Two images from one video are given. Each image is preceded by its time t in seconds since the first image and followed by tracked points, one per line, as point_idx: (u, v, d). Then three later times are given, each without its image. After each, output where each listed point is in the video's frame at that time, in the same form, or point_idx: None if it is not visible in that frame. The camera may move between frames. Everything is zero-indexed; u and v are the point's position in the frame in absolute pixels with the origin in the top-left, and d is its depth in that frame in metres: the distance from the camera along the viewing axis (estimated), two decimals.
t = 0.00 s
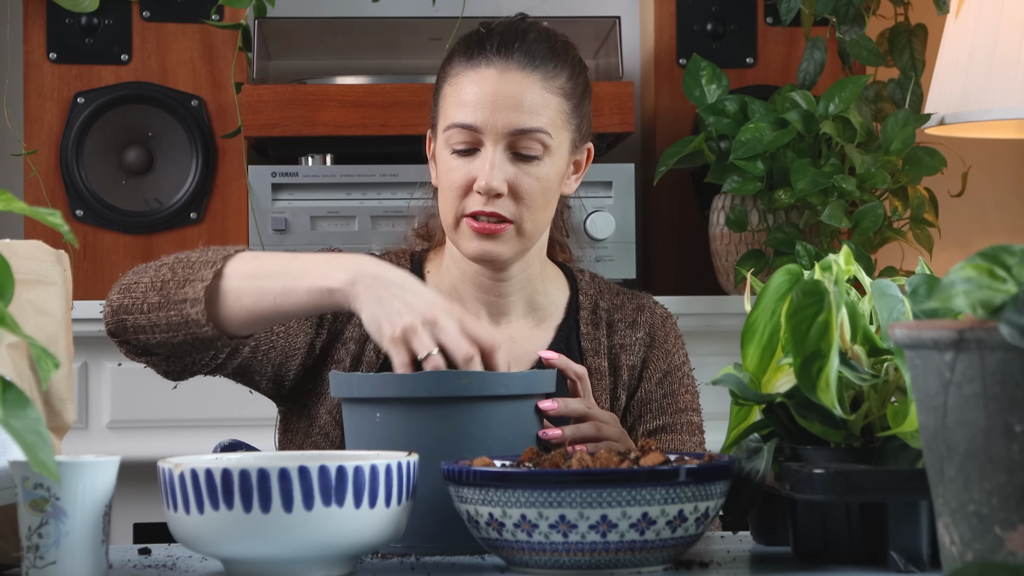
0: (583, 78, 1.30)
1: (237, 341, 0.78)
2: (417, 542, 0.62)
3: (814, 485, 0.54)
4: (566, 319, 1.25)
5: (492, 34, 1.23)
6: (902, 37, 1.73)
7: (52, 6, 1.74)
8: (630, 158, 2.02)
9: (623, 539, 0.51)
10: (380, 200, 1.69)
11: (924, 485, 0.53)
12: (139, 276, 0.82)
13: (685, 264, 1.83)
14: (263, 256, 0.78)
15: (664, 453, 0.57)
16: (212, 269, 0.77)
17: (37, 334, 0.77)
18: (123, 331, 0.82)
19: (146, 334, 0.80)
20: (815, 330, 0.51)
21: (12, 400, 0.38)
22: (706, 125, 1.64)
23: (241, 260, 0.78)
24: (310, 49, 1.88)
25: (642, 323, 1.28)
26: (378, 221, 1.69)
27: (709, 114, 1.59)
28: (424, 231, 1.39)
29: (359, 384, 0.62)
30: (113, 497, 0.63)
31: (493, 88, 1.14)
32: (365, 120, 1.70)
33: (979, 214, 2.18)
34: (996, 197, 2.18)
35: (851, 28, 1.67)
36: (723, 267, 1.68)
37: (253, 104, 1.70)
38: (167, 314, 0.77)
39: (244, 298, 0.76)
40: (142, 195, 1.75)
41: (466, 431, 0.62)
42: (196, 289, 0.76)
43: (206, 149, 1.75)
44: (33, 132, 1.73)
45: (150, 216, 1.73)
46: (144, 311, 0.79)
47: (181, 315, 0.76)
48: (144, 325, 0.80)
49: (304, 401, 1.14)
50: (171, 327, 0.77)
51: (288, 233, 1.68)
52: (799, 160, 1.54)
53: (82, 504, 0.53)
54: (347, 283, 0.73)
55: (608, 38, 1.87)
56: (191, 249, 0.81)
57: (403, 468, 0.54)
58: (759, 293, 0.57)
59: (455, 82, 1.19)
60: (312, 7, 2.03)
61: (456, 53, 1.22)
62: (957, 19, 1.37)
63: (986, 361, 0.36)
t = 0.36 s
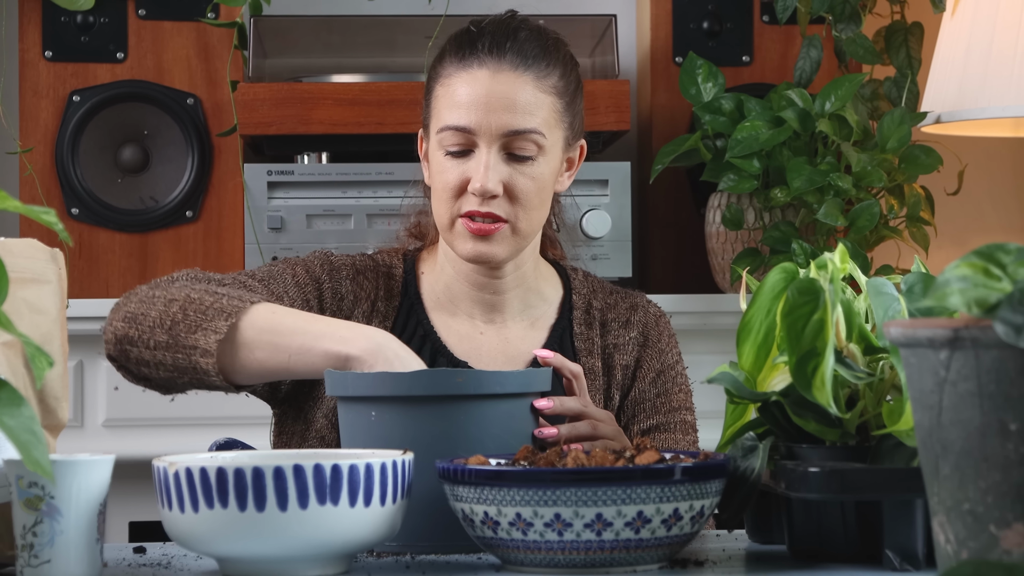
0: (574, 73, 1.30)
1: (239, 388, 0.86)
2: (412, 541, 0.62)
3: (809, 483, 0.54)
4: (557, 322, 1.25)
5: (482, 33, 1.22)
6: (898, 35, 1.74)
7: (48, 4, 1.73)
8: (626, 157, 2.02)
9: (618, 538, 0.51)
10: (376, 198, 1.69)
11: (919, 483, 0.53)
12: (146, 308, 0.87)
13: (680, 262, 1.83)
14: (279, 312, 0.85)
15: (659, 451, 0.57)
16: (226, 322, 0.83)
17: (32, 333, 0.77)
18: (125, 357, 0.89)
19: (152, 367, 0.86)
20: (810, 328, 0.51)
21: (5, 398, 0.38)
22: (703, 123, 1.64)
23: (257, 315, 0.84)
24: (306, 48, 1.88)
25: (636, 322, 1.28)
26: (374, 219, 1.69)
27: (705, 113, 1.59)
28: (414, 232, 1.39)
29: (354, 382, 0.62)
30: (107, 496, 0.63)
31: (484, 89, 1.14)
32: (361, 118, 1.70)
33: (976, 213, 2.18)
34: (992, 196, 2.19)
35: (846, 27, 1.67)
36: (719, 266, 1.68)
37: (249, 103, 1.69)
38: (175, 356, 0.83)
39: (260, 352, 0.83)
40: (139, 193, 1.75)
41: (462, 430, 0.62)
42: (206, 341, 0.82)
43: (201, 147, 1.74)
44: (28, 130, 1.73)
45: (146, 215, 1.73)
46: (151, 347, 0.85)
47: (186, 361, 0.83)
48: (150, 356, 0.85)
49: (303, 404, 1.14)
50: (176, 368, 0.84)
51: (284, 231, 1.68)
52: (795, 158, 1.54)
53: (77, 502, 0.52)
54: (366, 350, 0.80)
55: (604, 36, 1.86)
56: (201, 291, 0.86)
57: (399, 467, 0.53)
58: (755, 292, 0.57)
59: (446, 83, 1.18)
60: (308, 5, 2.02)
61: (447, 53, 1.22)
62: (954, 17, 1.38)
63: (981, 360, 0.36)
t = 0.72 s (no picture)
0: (579, 72, 1.30)
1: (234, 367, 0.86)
2: (411, 539, 0.62)
3: (808, 480, 0.54)
4: (561, 318, 1.25)
5: (489, 30, 1.22)
6: (896, 33, 1.74)
7: (46, 2, 1.73)
8: (625, 154, 2.02)
9: (617, 535, 0.51)
10: (375, 196, 1.68)
11: (918, 481, 0.53)
12: (140, 294, 0.88)
13: (679, 260, 1.83)
14: (268, 291, 0.86)
15: (658, 449, 0.57)
16: (216, 301, 0.83)
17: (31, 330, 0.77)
18: (122, 345, 0.90)
19: (147, 353, 0.86)
20: (809, 326, 0.51)
21: (4, 395, 0.38)
22: (701, 121, 1.64)
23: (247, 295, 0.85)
24: (304, 45, 1.87)
25: (638, 321, 1.28)
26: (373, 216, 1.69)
27: (703, 110, 1.59)
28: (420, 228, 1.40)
29: (353, 379, 0.62)
30: (106, 493, 0.63)
31: (491, 86, 1.14)
32: (359, 115, 1.70)
33: (974, 210, 2.18)
34: (990, 193, 2.19)
35: (845, 24, 1.68)
36: (717, 263, 1.68)
37: (247, 100, 1.69)
38: (169, 339, 0.83)
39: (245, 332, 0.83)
40: (137, 190, 1.75)
41: (460, 428, 0.62)
42: (197, 320, 0.82)
43: (200, 144, 1.74)
44: (26, 127, 1.73)
45: (144, 212, 1.73)
46: (144, 331, 0.85)
47: (179, 341, 0.83)
48: (149, 346, 0.85)
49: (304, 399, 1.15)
50: (170, 350, 0.84)
51: (282, 229, 1.68)
52: (793, 155, 1.54)
53: (75, 500, 0.52)
54: (354, 323, 0.79)
55: (603, 33, 1.86)
56: (192, 276, 0.87)
57: (398, 464, 0.54)
58: (753, 289, 0.57)
59: (453, 80, 1.18)
60: (306, 3, 2.02)
61: (453, 49, 1.22)
62: (952, 16, 1.38)
63: (980, 357, 0.36)
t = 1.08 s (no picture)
0: (590, 73, 1.31)
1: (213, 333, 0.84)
2: (412, 540, 0.62)
3: (810, 482, 0.53)
4: (565, 319, 1.26)
5: (500, 29, 1.23)
6: (898, 34, 1.74)
7: (48, 3, 1.73)
8: (626, 155, 2.02)
9: (619, 537, 0.51)
10: (377, 197, 1.69)
11: (920, 482, 0.53)
12: (109, 319, 0.90)
13: (680, 261, 1.83)
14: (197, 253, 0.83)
15: (659, 450, 0.57)
16: (158, 280, 0.83)
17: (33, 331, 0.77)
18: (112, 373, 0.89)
19: (131, 367, 0.87)
20: (811, 327, 0.51)
21: (6, 397, 0.38)
22: (703, 122, 1.64)
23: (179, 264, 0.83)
24: (306, 47, 1.88)
25: (642, 324, 1.28)
26: (375, 218, 1.69)
27: (705, 112, 1.59)
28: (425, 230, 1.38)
29: (355, 381, 0.62)
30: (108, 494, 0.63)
31: (500, 78, 1.15)
32: (361, 117, 1.70)
33: (975, 212, 2.18)
34: (992, 195, 2.19)
35: (846, 26, 1.67)
36: (719, 265, 1.68)
37: (249, 102, 1.69)
38: (137, 338, 0.84)
39: (191, 297, 0.81)
40: (139, 192, 1.75)
41: (463, 429, 0.62)
42: (149, 306, 0.83)
43: (202, 146, 1.74)
44: (28, 129, 1.74)
45: (145, 214, 1.73)
46: (121, 344, 0.86)
47: (147, 334, 0.83)
48: (128, 358, 0.86)
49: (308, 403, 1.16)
50: (145, 347, 0.84)
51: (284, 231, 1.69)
52: (795, 157, 1.54)
53: (77, 501, 0.52)
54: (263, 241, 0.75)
55: (604, 35, 1.87)
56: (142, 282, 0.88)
57: (400, 465, 0.54)
58: (756, 290, 0.57)
59: (461, 73, 1.18)
60: (308, 4, 2.02)
61: (463, 44, 1.22)
62: (953, 17, 1.37)
63: (982, 359, 0.36)
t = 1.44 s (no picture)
0: (574, 66, 1.32)
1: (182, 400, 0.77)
2: (416, 541, 0.62)
3: (812, 483, 0.54)
4: (560, 317, 1.26)
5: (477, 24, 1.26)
6: (900, 35, 1.73)
7: (51, 5, 1.74)
8: (628, 156, 2.02)
9: (622, 537, 0.51)
10: (378, 199, 1.69)
11: (923, 483, 0.53)
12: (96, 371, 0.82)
13: (682, 262, 1.83)
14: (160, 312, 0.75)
15: (662, 451, 0.57)
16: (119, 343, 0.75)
17: (36, 332, 0.77)
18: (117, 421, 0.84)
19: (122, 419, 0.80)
20: (814, 328, 0.51)
21: (11, 398, 0.38)
22: (704, 123, 1.64)
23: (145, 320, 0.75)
24: (307, 48, 1.88)
25: (638, 320, 1.28)
26: (376, 219, 1.69)
27: (707, 113, 1.59)
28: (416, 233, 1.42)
29: (359, 381, 0.61)
30: (111, 495, 0.63)
31: (474, 66, 1.16)
32: (363, 119, 1.70)
33: (977, 213, 2.18)
34: (993, 196, 2.19)
35: (848, 27, 1.68)
36: (720, 266, 1.68)
37: (252, 103, 1.70)
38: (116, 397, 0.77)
39: (149, 358, 0.73)
40: (142, 193, 1.75)
41: (466, 430, 0.62)
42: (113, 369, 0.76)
43: (204, 147, 1.74)
44: (31, 130, 1.73)
45: (148, 215, 1.73)
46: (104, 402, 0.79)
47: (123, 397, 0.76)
48: (115, 412, 0.79)
49: (306, 414, 1.17)
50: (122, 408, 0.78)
51: (287, 232, 1.69)
52: (797, 158, 1.54)
53: (80, 502, 0.52)
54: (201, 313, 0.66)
55: (606, 36, 1.86)
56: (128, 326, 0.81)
57: (403, 466, 0.54)
58: (757, 291, 0.57)
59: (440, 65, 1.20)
60: (309, 6, 2.03)
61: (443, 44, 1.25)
62: (955, 18, 1.37)
63: (985, 360, 0.36)
